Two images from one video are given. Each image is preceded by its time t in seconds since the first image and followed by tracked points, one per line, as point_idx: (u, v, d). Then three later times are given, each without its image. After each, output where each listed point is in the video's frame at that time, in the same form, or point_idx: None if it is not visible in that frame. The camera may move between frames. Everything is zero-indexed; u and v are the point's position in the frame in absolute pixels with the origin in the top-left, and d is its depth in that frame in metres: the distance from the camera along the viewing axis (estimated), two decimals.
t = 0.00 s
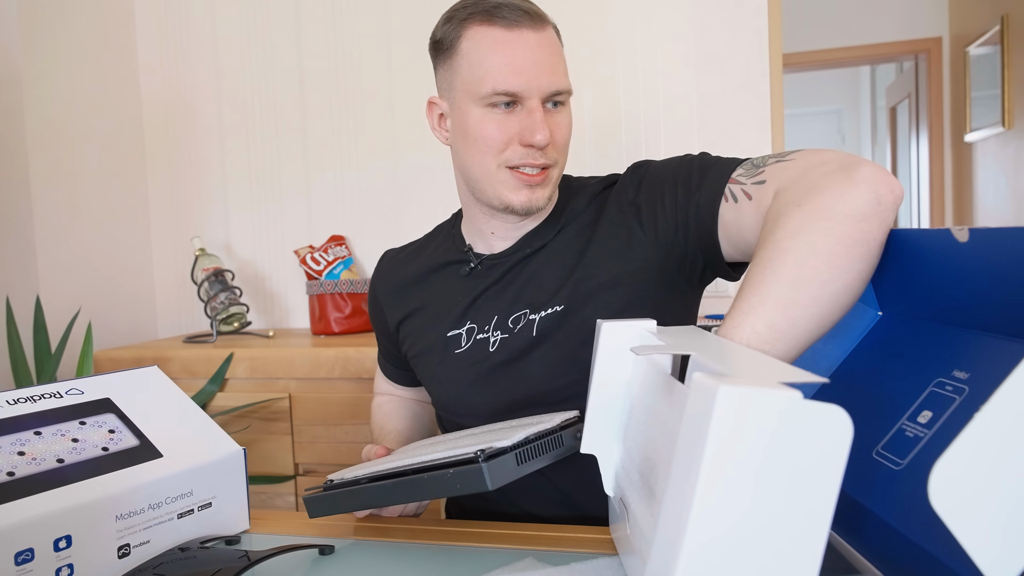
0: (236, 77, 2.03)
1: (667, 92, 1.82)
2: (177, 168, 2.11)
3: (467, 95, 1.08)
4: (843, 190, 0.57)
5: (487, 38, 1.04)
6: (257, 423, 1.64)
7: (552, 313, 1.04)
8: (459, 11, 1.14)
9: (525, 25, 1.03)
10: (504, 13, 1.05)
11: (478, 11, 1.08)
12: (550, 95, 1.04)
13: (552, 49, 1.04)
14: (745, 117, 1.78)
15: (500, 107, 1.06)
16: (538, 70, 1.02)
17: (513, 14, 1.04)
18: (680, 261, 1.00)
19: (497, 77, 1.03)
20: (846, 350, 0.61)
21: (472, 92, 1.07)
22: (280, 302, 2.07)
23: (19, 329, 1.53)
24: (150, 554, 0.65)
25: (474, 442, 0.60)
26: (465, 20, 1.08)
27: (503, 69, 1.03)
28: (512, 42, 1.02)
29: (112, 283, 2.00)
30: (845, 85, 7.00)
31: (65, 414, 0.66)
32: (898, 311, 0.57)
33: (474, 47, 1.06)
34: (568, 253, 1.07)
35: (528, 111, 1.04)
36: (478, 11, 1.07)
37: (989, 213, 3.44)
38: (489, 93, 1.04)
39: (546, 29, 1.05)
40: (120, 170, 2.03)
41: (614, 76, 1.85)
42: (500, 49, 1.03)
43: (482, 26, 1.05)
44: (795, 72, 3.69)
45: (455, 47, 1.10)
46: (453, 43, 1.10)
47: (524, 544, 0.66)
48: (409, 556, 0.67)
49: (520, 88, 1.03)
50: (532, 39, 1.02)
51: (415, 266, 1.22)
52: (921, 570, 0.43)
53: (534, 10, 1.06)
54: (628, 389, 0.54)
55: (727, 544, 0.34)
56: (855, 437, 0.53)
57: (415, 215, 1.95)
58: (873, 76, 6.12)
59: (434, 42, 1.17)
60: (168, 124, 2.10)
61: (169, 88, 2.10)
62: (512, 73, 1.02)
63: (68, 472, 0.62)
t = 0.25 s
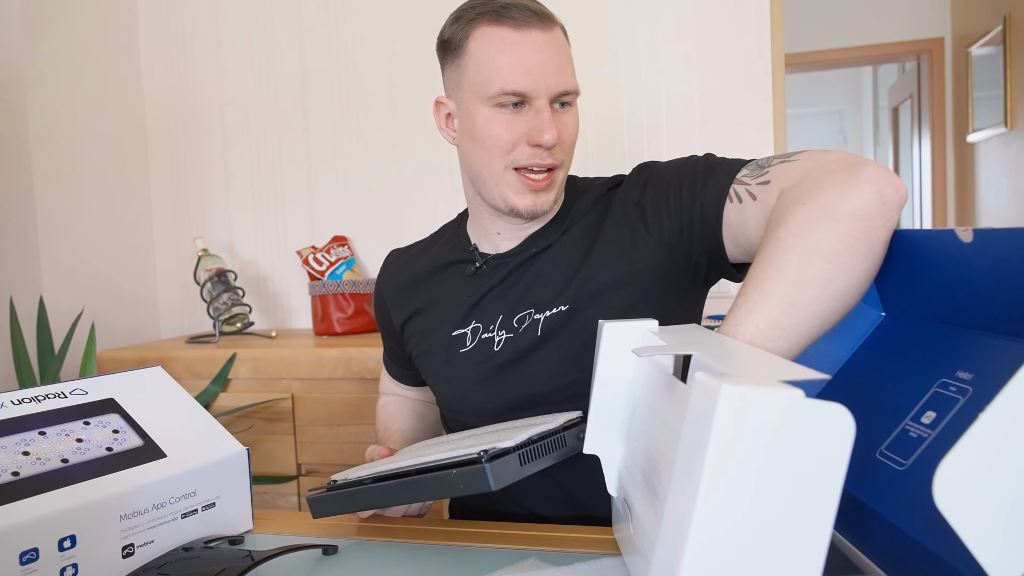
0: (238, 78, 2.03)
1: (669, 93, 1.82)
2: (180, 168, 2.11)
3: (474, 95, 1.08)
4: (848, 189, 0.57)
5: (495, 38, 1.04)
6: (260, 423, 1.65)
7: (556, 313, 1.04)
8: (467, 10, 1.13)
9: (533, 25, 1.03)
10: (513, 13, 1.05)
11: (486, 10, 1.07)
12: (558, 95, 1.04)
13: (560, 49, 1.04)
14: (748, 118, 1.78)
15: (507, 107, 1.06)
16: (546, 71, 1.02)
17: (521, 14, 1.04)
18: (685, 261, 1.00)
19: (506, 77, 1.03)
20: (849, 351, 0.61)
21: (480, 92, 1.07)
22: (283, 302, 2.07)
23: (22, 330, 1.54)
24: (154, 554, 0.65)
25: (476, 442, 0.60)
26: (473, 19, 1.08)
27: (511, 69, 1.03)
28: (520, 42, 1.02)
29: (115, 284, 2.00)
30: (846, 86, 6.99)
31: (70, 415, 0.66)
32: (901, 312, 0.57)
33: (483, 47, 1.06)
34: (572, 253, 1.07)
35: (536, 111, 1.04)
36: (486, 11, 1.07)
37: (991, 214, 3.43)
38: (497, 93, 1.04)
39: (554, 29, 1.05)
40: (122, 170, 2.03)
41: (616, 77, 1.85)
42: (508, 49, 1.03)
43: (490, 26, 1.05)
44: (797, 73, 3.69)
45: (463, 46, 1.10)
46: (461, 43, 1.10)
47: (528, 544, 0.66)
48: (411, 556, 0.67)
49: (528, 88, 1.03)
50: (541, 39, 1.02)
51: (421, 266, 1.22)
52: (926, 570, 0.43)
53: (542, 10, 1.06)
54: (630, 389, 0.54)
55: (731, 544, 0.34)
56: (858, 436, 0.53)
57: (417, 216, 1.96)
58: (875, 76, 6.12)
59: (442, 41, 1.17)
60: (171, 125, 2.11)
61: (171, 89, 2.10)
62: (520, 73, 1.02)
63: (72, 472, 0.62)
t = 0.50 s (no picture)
0: (242, 79, 2.04)
1: (672, 94, 1.82)
2: (183, 169, 2.12)
3: (485, 91, 1.08)
4: (855, 197, 0.57)
5: (507, 34, 1.04)
6: (263, 424, 1.65)
7: (562, 313, 1.04)
8: (480, 8, 1.14)
9: (545, 23, 1.04)
10: (526, 10, 1.05)
11: (499, 8, 1.08)
12: (569, 92, 1.04)
13: (571, 48, 1.04)
14: (751, 118, 1.78)
15: (518, 103, 1.06)
16: (558, 67, 1.02)
17: (534, 12, 1.05)
18: (691, 263, 0.99)
19: (517, 73, 1.03)
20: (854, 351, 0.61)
21: (491, 88, 1.07)
22: (286, 303, 2.08)
23: (26, 331, 1.54)
24: (159, 554, 0.66)
25: (479, 443, 0.60)
26: (486, 16, 1.08)
27: (523, 65, 1.03)
28: (532, 39, 1.02)
29: (118, 285, 2.01)
30: (849, 86, 6.98)
31: (75, 415, 0.66)
32: (905, 314, 0.57)
33: (495, 43, 1.06)
34: (578, 254, 1.07)
35: (545, 108, 1.04)
36: (499, 9, 1.07)
37: (994, 215, 3.42)
38: (508, 88, 1.04)
39: (566, 28, 1.06)
40: (126, 172, 2.04)
41: (619, 78, 1.85)
42: (520, 45, 1.03)
43: (503, 22, 1.06)
44: (801, 73, 3.68)
45: (475, 43, 1.10)
46: (473, 39, 1.10)
47: (532, 544, 0.66)
48: (415, 556, 0.67)
49: (539, 83, 1.02)
50: (553, 36, 1.03)
51: (427, 266, 1.22)
52: (934, 570, 0.43)
53: (555, 9, 1.07)
54: (633, 389, 0.54)
55: (744, 544, 0.34)
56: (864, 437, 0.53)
57: (420, 217, 1.96)
58: (878, 77, 6.11)
59: (454, 38, 1.17)
60: (174, 126, 2.11)
61: (175, 91, 2.10)
62: (531, 69, 1.02)
63: (78, 472, 0.62)
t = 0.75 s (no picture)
0: (244, 80, 2.04)
1: (674, 94, 1.82)
2: (185, 169, 2.12)
3: (497, 88, 1.08)
4: (853, 201, 0.57)
5: (520, 32, 1.04)
6: (265, 424, 1.65)
7: (567, 313, 1.04)
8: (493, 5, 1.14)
9: (558, 22, 1.04)
10: (539, 9, 1.05)
11: (512, 5, 1.08)
12: (581, 92, 1.04)
13: (584, 47, 1.04)
14: (752, 118, 1.78)
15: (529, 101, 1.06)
16: (570, 67, 1.02)
17: (547, 10, 1.05)
18: (695, 265, 0.99)
19: (529, 71, 1.03)
20: (855, 351, 0.61)
21: (502, 85, 1.07)
22: (288, 303, 2.08)
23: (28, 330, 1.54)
24: (161, 553, 0.66)
25: (479, 445, 0.60)
26: (500, 13, 1.08)
27: (535, 64, 1.03)
28: (545, 38, 1.02)
29: (120, 285, 2.01)
30: (852, 87, 6.97)
31: (77, 415, 0.67)
32: (907, 315, 0.57)
33: (507, 41, 1.06)
34: (583, 254, 1.07)
35: (557, 107, 1.04)
36: (512, 6, 1.07)
37: (996, 216, 3.42)
38: (520, 86, 1.04)
39: (579, 27, 1.06)
40: (128, 172, 2.04)
41: (621, 78, 1.85)
42: (533, 43, 1.03)
43: (516, 20, 1.06)
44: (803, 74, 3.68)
45: (487, 40, 1.10)
46: (485, 36, 1.10)
47: (534, 544, 0.66)
48: (416, 556, 0.67)
49: (551, 82, 1.02)
50: (566, 35, 1.03)
51: (434, 263, 1.23)
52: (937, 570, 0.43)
53: (568, 8, 1.07)
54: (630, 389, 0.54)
55: (744, 544, 0.34)
56: (866, 437, 0.53)
57: (422, 217, 1.96)
58: (880, 78, 6.11)
59: (466, 34, 1.18)
60: (177, 126, 2.12)
61: (177, 91, 2.11)
62: (543, 68, 1.02)
63: (80, 471, 0.62)
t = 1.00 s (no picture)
0: (246, 80, 2.04)
1: (675, 95, 1.82)
2: (187, 169, 2.12)
3: (506, 88, 1.08)
4: (851, 213, 0.56)
5: (531, 32, 1.04)
6: (266, 423, 1.65)
7: (573, 314, 1.04)
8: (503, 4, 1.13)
9: (568, 23, 1.03)
10: (549, 9, 1.05)
11: (523, 5, 1.07)
12: (590, 94, 1.03)
13: (594, 48, 1.04)
14: (754, 119, 1.77)
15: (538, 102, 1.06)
16: (580, 68, 1.02)
17: (558, 11, 1.04)
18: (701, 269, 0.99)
19: (538, 73, 1.03)
20: (856, 355, 0.61)
21: (512, 85, 1.07)
22: (289, 303, 2.08)
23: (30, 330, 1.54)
24: (163, 552, 0.66)
25: (480, 446, 0.60)
26: (510, 13, 1.08)
27: (545, 65, 1.02)
28: (555, 39, 1.02)
29: (122, 285, 2.01)
30: (853, 87, 6.97)
31: (80, 413, 0.67)
32: (909, 318, 0.57)
33: (517, 41, 1.06)
34: (590, 255, 1.08)
35: (566, 109, 1.04)
36: (523, 6, 1.07)
37: (997, 217, 3.42)
38: (529, 88, 1.04)
39: (589, 28, 1.05)
40: (130, 171, 2.04)
41: (623, 78, 1.85)
42: (543, 44, 1.03)
43: (526, 21, 1.05)
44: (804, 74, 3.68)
45: (497, 39, 1.10)
46: (496, 36, 1.10)
47: (535, 544, 0.66)
48: (418, 556, 0.67)
49: (560, 84, 1.02)
50: (576, 37, 1.02)
51: (441, 260, 1.23)
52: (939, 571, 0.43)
53: (579, 9, 1.06)
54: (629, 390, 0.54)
55: (746, 543, 0.34)
56: (869, 438, 0.53)
57: (423, 217, 1.96)
58: (882, 78, 6.10)
59: (476, 33, 1.17)
60: (179, 126, 2.12)
61: (179, 91, 2.11)
62: (553, 69, 1.02)
63: (82, 470, 0.62)
